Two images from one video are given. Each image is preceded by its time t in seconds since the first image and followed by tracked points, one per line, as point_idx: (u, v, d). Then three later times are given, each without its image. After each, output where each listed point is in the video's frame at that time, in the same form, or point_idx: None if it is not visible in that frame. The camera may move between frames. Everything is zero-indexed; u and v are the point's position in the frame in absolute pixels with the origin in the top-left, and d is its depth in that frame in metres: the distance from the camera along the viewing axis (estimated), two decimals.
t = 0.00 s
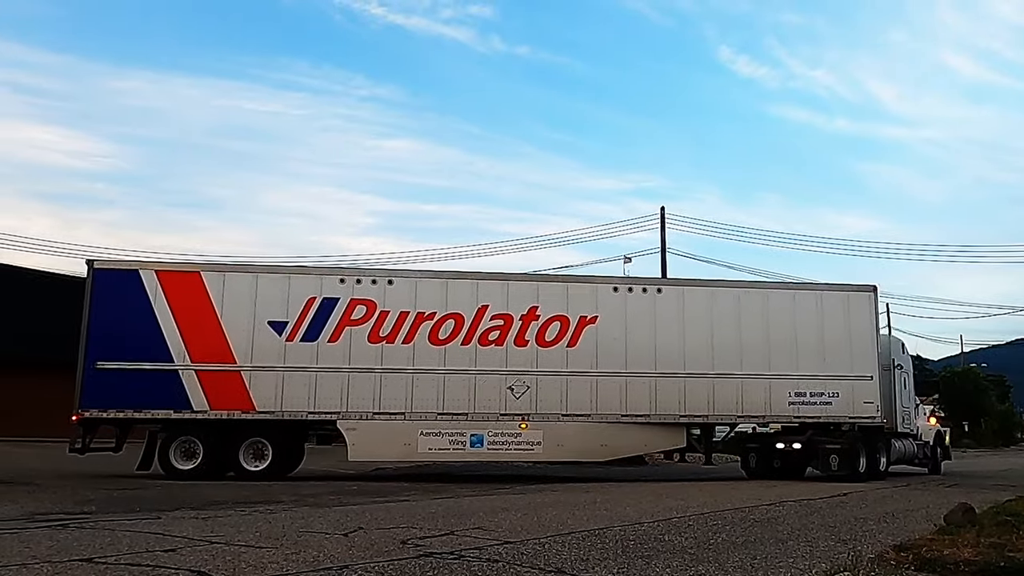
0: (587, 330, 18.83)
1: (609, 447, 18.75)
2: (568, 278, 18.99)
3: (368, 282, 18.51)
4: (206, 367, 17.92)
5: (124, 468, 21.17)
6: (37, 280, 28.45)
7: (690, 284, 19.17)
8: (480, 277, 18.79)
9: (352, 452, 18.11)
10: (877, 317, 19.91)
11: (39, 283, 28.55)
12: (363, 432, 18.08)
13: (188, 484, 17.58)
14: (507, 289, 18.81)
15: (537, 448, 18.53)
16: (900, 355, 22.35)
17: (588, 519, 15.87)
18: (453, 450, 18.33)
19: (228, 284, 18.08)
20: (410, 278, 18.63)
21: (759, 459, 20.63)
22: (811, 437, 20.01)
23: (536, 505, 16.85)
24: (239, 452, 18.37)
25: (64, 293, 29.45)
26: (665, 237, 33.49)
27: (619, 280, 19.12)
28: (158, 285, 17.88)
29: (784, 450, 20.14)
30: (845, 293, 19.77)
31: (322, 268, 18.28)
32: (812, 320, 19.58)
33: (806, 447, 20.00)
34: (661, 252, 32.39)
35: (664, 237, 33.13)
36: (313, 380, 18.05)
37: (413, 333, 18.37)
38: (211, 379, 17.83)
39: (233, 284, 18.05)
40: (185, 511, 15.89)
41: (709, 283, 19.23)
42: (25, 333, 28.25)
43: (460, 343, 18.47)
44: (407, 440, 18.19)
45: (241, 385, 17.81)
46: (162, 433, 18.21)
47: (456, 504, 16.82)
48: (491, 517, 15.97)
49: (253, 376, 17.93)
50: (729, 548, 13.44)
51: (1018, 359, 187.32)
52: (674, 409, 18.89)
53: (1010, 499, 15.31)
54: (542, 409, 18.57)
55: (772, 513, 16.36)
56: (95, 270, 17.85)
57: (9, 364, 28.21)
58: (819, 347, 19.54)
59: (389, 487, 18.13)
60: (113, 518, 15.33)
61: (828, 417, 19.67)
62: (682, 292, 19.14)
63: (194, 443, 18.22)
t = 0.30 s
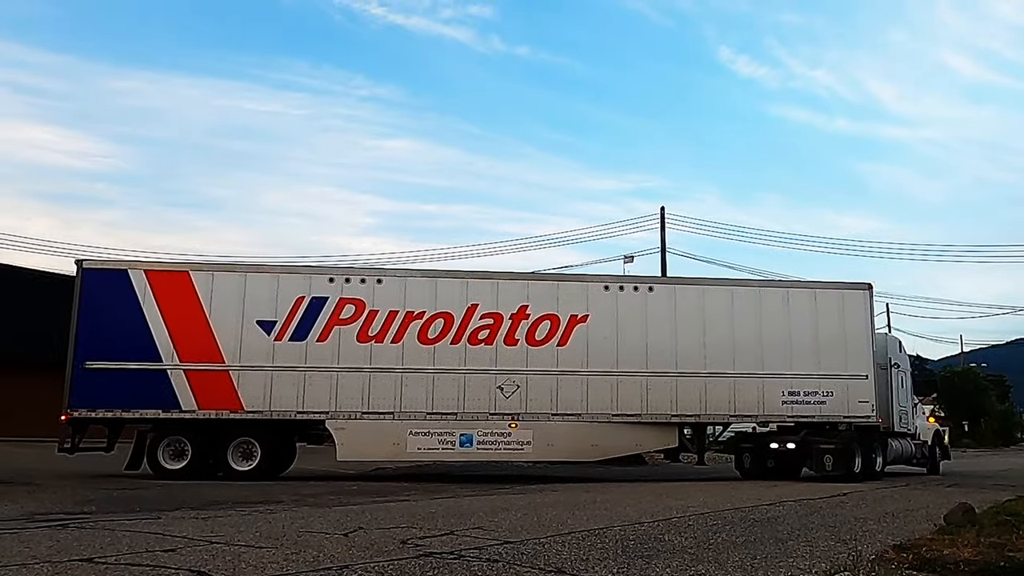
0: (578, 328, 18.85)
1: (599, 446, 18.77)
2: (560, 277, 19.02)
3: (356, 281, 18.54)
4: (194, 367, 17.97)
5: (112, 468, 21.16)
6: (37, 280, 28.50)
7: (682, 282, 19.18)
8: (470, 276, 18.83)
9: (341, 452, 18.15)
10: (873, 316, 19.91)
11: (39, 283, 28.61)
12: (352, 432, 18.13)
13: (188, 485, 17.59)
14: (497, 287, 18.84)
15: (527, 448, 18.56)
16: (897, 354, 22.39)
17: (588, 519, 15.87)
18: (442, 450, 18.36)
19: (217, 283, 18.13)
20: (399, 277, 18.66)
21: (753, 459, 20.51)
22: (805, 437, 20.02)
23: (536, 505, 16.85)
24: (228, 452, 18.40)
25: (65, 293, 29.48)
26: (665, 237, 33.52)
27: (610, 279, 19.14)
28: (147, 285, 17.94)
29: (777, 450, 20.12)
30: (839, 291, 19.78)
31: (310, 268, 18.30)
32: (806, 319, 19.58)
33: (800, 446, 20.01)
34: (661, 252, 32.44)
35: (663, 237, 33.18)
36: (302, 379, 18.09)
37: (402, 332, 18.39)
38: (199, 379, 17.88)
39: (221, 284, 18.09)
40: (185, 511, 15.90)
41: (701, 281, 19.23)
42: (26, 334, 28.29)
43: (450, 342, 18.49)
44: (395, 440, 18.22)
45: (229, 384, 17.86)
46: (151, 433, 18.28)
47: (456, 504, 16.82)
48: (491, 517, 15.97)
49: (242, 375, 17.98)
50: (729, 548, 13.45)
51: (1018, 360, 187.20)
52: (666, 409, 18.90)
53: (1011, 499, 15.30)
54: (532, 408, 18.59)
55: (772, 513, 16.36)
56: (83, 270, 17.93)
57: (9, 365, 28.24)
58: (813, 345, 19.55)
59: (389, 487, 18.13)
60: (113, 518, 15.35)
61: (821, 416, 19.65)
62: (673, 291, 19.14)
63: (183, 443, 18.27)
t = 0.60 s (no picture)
0: (570, 327, 18.91)
1: (591, 447, 18.81)
2: (551, 277, 19.09)
3: (346, 280, 18.67)
4: (184, 367, 18.15)
5: (102, 468, 21.13)
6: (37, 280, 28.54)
7: (674, 281, 19.21)
8: (461, 275, 18.90)
9: (330, 452, 18.27)
10: (868, 315, 19.89)
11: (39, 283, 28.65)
12: (342, 431, 18.25)
13: (188, 485, 17.64)
14: (487, 287, 18.93)
15: (518, 448, 18.62)
16: (893, 353, 22.44)
17: (588, 519, 15.91)
18: (432, 450, 18.47)
19: (206, 283, 18.32)
20: (389, 277, 18.75)
21: (747, 460, 20.66)
22: (800, 437, 20.03)
23: (536, 505, 16.87)
24: (217, 452, 18.53)
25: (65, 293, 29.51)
26: (664, 238, 33.53)
27: (602, 278, 19.18)
28: (137, 285, 18.14)
29: (772, 450, 20.12)
30: (835, 289, 19.78)
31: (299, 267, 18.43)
32: (800, 318, 19.58)
33: (795, 447, 20.03)
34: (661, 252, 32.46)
35: (663, 237, 33.23)
36: (291, 379, 18.24)
37: (392, 332, 18.51)
38: (189, 379, 18.06)
39: (210, 284, 18.26)
40: (185, 510, 15.94)
41: (694, 281, 19.25)
42: (26, 334, 28.33)
43: (440, 341, 18.59)
44: (385, 440, 18.33)
45: (218, 383, 18.01)
46: (140, 433, 18.46)
47: (456, 504, 16.86)
48: (492, 517, 16.03)
49: (231, 375, 18.13)
50: (729, 548, 13.49)
51: (1018, 360, 187.20)
52: (658, 409, 18.93)
53: (1011, 499, 15.33)
54: (523, 408, 18.65)
55: (772, 513, 16.39)
56: (74, 270, 18.16)
57: (10, 365, 28.26)
58: (808, 344, 19.55)
59: (390, 487, 18.15)
60: (113, 518, 15.39)
61: (815, 416, 19.65)
62: (665, 290, 19.16)
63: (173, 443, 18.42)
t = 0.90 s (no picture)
0: (562, 326, 19.04)
1: (582, 447, 18.94)
2: (543, 275, 19.22)
3: (336, 279, 18.84)
4: (174, 366, 18.35)
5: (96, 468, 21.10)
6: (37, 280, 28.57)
7: (666, 279, 19.30)
8: (451, 274, 19.03)
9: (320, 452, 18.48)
10: (863, 314, 19.86)
11: (39, 283, 28.68)
12: (331, 431, 18.44)
13: (188, 485, 17.68)
14: (478, 285, 19.06)
15: (508, 448, 18.73)
16: (891, 352, 22.53)
17: (589, 519, 15.93)
18: (423, 450, 18.64)
19: (196, 283, 18.51)
20: (379, 276, 18.89)
21: (743, 460, 20.77)
22: (795, 437, 20.16)
23: (536, 505, 16.88)
24: (208, 452, 18.69)
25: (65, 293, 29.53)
26: (665, 238, 33.53)
27: (594, 276, 19.28)
28: (127, 285, 18.35)
29: (766, 450, 20.30)
30: (830, 288, 19.79)
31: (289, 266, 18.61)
32: (795, 317, 19.60)
33: (789, 446, 20.15)
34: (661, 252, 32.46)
35: (663, 236, 33.24)
36: (281, 378, 18.44)
37: (382, 331, 18.68)
38: (179, 379, 18.27)
39: (200, 284, 18.47)
40: (185, 510, 15.99)
41: (687, 279, 19.32)
42: (26, 334, 28.35)
43: (430, 340, 18.75)
44: (375, 440, 18.48)
45: (207, 382, 18.21)
46: (130, 432, 18.63)
47: (456, 504, 16.87)
48: (492, 517, 16.08)
49: (221, 374, 18.34)
50: (729, 548, 13.50)
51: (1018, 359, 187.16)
52: (650, 408, 19.02)
53: (1011, 499, 15.33)
54: (514, 407, 18.79)
55: (773, 513, 16.39)
56: (64, 270, 18.37)
57: (10, 365, 28.27)
58: (803, 343, 19.56)
59: (390, 486, 18.14)
60: (113, 518, 15.46)
61: (809, 415, 19.65)
62: (658, 289, 19.25)
63: (164, 442, 18.60)
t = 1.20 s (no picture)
0: (553, 326, 19.32)
1: (573, 447, 19.16)
2: (535, 275, 19.50)
3: (327, 279, 19.24)
4: (165, 365, 18.82)
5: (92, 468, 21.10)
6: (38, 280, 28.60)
7: (658, 278, 19.52)
8: (442, 273, 19.38)
9: (310, 451, 18.87)
10: (859, 313, 19.88)
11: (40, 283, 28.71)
12: (321, 431, 18.85)
13: (188, 485, 17.67)
14: (469, 284, 19.39)
15: (498, 447, 19.11)
16: (890, 351, 22.72)
17: (588, 519, 15.97)
18: (413, 450, 19.01)
19: (186, 283, 18.99)
20: (369, 276, 19.31)
21: (736, 461, 20.99)
22: (788, 437, 20.43)
23: (537, 505, 16.90)
24: (198, 452, 19.11)
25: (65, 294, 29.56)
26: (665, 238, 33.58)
27: (586, 275, 19.56)
28: (117, 285, 18.82)
29: (760, 450, 20.57)
30: (824, 286, 19.83)
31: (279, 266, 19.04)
32: (790, 315, 19.69)
33: (783, 446, 20.44)
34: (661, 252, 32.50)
35: (663, 237, 33.31)
36: (271, 377, 18.86)
37: (372, 331, 19.06)
38: (169, 379, 18.74)
39: (191, 284, 18.96)
40: (185, 511, 16.04)
41: (680, 278, 19.51)
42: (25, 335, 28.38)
43: (420, 339, 19.14)
44: (365, 439, 18.88)
45: (198, 383, 18.67)
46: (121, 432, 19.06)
47: (456, 504, 16.88)
48: (492, 517, 16.14)
49: (211, 373, 18.78)
50: (728, 548, 13.52)
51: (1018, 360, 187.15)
52: (642, 408, 19.23)
53: (1011, 499, 15.35)
54: (504, 407, 19.09)
55: (773, 513, 16.40)
56: (56, 270, 18.85)
57: (10, 365, 28.31)
58: (797, 343, 19.63)
59: (390, 486, 18.14)
60: (113, 518, 15.55)
61: (804, 415, 19.70)
62: (651, 287, 19.46)
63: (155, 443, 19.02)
